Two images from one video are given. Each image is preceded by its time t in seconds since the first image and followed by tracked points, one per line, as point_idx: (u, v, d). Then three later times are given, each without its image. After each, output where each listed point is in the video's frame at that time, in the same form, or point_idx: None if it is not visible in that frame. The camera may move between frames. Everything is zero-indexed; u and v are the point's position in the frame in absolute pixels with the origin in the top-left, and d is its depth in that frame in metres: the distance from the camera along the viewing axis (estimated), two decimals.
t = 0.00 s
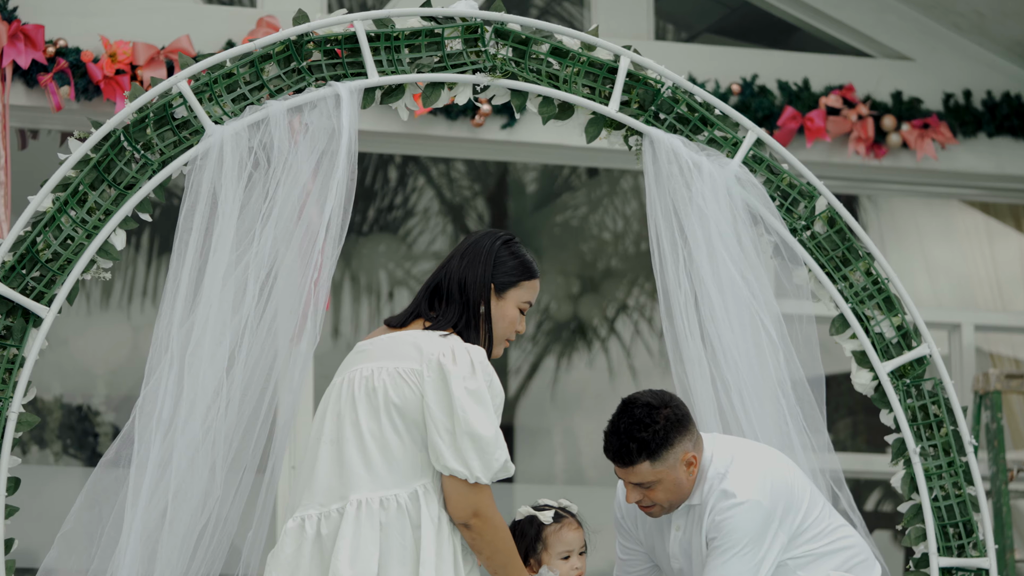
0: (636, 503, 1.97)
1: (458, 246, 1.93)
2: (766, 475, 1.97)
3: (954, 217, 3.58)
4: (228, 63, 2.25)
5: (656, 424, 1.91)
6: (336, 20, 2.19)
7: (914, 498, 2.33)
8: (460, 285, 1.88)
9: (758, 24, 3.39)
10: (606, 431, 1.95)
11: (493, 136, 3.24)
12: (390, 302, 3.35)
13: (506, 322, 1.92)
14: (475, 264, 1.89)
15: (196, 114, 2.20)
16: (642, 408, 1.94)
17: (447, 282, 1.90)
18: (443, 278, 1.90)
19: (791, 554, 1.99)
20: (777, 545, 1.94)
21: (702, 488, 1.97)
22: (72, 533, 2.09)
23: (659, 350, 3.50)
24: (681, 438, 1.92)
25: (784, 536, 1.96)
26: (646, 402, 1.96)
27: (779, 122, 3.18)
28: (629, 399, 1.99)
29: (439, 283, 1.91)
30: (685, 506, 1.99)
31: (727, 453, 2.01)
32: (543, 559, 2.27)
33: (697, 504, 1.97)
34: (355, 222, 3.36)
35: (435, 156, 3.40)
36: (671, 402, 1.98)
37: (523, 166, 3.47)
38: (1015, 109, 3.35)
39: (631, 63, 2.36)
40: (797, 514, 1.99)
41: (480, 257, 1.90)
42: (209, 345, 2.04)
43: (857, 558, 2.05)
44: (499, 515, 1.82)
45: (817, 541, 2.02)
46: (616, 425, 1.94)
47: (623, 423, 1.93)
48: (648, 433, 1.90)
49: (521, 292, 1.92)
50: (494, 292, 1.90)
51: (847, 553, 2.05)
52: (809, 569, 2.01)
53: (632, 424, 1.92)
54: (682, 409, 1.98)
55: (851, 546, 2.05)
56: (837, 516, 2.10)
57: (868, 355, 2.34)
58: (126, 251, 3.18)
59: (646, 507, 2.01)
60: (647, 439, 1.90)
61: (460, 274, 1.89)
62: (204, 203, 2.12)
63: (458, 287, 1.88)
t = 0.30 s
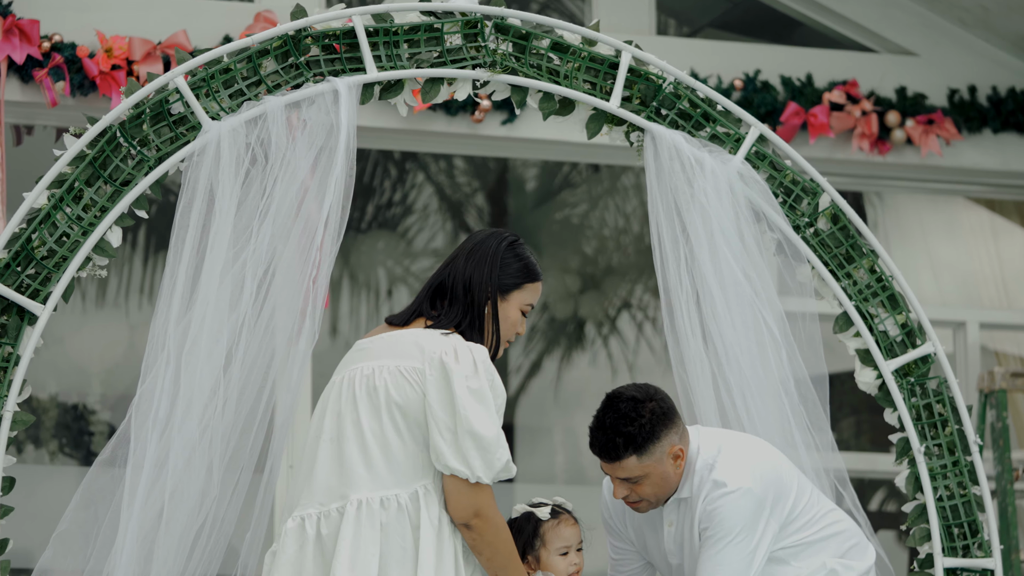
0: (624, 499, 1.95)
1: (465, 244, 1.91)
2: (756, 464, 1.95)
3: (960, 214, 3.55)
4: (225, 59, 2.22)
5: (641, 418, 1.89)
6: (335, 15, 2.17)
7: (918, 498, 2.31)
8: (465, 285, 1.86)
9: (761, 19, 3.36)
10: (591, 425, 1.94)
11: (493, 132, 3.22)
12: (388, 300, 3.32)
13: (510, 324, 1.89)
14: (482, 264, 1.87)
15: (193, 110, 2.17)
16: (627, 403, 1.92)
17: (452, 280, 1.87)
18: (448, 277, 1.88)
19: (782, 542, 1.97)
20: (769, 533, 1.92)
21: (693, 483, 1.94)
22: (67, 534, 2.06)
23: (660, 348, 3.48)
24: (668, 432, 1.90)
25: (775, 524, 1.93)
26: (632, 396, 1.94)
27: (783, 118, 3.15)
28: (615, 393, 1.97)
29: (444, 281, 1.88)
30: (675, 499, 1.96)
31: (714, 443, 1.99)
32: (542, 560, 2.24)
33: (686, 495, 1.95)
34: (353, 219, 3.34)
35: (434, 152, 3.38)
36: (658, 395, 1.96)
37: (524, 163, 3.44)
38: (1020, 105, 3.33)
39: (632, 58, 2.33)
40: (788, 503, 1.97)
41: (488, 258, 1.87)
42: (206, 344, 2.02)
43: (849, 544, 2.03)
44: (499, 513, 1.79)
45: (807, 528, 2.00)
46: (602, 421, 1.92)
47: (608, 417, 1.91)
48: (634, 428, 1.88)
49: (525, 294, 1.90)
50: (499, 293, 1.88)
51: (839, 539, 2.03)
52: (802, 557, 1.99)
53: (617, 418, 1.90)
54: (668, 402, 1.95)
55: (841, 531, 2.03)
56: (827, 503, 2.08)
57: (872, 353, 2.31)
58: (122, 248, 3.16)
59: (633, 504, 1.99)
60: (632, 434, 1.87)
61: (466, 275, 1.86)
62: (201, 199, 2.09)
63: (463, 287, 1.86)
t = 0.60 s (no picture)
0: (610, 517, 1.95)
1: (456, 234, 1.88)
2: (749, 484, 1.92)
3: (964, 211, 3.53)
4: (223, 54, 2.19)
5: (626, 439, 1.87)
6: (334, 9, 2.14)
7: (922, 498, 2.29)
8: (457, 275, 1.83)
9: (765, 14, 3.33)
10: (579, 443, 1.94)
11: (493, 128, 3.19)
12: (387, 297, 3.30)
13: (502, 315, 1.88)
14: (474, 254, 1.84)
15: (189, 105, 2.14)
16: (614, 424, 1.91)
17: (444, 271, 1.85)
18: (440, 267, 1.86)
19: (777, 562, 1.94)
20: (762, 555, 1.90)
21: (685, 502, 1.92)
22: (63, 534, 2.03)
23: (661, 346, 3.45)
24: (654, 453, 1.89)
25: (767, 546, 1.91)
26: (620, 416, 1.92)
27: (785, 114, 3.12)
28: (605, 411, 1.95)
29: (436, 272, 1.86)
30: (665, 519, 1.95)
31: (709, 463, 1.97)
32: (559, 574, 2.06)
33: (677, 515, 1.93)
34: (351, 216, 3.31)
35: (433, 149, 3.35)
36: (646, 414, 1.94)
37: (523, 159, 3.42)
38: None
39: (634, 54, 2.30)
40: (782, 523, 1.94)
41: (480, 248, 1.85)
42: (203, 342, 1.99)
43: (845, 565, 1.99)
44: (501, 502, 1.76)
45: (803, 549, 1.96)
46: (588, 439, 1.91)
47: (593, 437, 1.90)
48: (618, 448, 1.86)
49: (517, 284, 1.88)
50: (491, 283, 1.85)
51: (835, 560, 1.99)
52: None
53: (602, 438, 1.89)
54: (656, 423, 1.93)
55: (837, 554, 1.99)
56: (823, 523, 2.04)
57: (876, 351, 2.29)
58: (118, 245, 3.13)
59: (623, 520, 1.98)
60: (616, 454, 1.86)
61: (458, 265, 1.84)
62: (198, 196, 2.07)
63: (455, 277, 1.84)
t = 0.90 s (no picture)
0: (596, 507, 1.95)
1: (440, 223, 1.86)
2: (745, 474, 1.90)
3: (969, 207, 3.51)
4: (220, 48, 2.16)
5: (605, 430, 1.86)
6: (332, 4, 2.11)
7: (927, 497, 2.27)
8: (442, 263, 1.81)
9: (767, 8, 3.31)
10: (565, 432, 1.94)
11: (493, 123, 3.17)
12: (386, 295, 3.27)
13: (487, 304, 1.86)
14: (459, 243, 1.82)
15: (186, 100, 2.11)
16: (597, 414, 1.89)
17: (429, 260, 1.82)
18: (425, 256, 1.83)
19: (774, 552, 1.92)
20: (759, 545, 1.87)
21: (679, 493, 1.90)
22: (58, 534, 2.00)
23: (663, 344, 3.42)
24: (635, 445, 1.86)
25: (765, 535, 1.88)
26: (602, 408, 1.91)
27: (789, 109, 3.09)
28: (589, 403, 1.94)
29: (421, 261, 1.84)
30: (657, 512, 1.93)
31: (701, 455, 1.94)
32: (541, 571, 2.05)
33: (669, 507, 1.91)
34: (350, 213, 3.29)
35: (432, 144, 3.33)
36: (630, 405, 1.92)
37: (524, 155, 3.40)
38: None
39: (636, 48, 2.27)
40: (778, 513, 1.92)
41: (465, 236, 1.82)
42: (201, 341, 1.96)
43: (843, 553, 1.98)
44: (498, 485, 1.74)
45: (800, 538, 1.94)
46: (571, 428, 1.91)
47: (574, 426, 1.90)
48: (598, 438, 1.86)
49: (501, 272, 1.86)
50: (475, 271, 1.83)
51: (833, 548, 1.97)
52: (794, 567, 1.94)
53: (583, 428, 1.88)
54: (640, 414, 1.91)
55: (836, 541, 1.98)
56: (820, 511, 2.02)
57: (880, 349, 2.27)
58: (114, 242, 3.11)
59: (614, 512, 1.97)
60: (594, 444, 1.85)
61: (444, 254, 1.81)
62: (195, 192, 2.04)
63: (440, 266, 1.81)
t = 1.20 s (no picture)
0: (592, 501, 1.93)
1: (423, 214, 1.82)
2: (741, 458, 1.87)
3: (974, 203, 3.48)
4: (217, 43, 2.14)
5: (592, 417, 1.85)
6: None
7: (932, 497, 2.25)
8: (426, 256, 1.79)
9: (770, 3, 3.28)
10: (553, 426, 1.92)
11: (493, 119, 3.14)
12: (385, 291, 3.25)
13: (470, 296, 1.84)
14: (443, 235, 1.79)
15: (183, 95, 2.09)
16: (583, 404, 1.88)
17: (413, 252, 1.80)
18: (409, 248, 1.80)
19: (775, 538, 1.90)
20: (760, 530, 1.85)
21: (675, 480, 1.87)
22: (54, 534, 1.98)
23: (665, 341, 3.40)
24: (624, 431, 1.85)
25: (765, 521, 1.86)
26: (589, 398, 1.89)
27: (791, 105, 3.07)
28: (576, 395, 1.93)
29: (404, 253, 1.81)
30: (654, 501, 1.90)
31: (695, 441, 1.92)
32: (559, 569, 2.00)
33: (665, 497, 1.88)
34: (349, 209, 3.27)
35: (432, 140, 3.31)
36: (617, 393, 1.91)
37: (524, 151, 3.37)
38: None
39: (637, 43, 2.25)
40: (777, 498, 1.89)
41: (449, 229, 1.80)
42: (198, 340, 1.94)
43: (844, 539, 1.96)
44: (486, 471, 1.72)
45: (799, 524, 1.93)
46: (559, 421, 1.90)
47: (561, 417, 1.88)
48: (586, 427, 1.84)
49: (484, 264, 1.85)
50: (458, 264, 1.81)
51: (833, 534, 1.95)
52: (796, 553, 1.91)
53: (570, 417, 1.87)
54: (626, 399, 1.90)
55: (836, 526, 1.96)
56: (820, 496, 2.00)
57: (884, 347, 2.24)
58: (111, 239, 3.09)
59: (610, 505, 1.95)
60: (583, 432, 1.84)
61: (429, 246, 1.79)
62: (192, 188, 2.02)
63: (425, 258, 1.79)
